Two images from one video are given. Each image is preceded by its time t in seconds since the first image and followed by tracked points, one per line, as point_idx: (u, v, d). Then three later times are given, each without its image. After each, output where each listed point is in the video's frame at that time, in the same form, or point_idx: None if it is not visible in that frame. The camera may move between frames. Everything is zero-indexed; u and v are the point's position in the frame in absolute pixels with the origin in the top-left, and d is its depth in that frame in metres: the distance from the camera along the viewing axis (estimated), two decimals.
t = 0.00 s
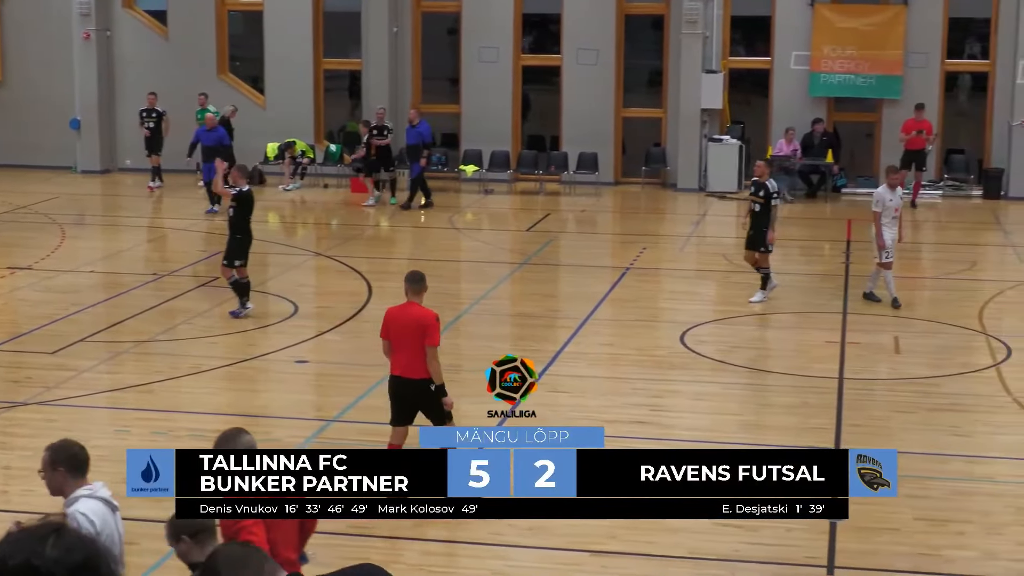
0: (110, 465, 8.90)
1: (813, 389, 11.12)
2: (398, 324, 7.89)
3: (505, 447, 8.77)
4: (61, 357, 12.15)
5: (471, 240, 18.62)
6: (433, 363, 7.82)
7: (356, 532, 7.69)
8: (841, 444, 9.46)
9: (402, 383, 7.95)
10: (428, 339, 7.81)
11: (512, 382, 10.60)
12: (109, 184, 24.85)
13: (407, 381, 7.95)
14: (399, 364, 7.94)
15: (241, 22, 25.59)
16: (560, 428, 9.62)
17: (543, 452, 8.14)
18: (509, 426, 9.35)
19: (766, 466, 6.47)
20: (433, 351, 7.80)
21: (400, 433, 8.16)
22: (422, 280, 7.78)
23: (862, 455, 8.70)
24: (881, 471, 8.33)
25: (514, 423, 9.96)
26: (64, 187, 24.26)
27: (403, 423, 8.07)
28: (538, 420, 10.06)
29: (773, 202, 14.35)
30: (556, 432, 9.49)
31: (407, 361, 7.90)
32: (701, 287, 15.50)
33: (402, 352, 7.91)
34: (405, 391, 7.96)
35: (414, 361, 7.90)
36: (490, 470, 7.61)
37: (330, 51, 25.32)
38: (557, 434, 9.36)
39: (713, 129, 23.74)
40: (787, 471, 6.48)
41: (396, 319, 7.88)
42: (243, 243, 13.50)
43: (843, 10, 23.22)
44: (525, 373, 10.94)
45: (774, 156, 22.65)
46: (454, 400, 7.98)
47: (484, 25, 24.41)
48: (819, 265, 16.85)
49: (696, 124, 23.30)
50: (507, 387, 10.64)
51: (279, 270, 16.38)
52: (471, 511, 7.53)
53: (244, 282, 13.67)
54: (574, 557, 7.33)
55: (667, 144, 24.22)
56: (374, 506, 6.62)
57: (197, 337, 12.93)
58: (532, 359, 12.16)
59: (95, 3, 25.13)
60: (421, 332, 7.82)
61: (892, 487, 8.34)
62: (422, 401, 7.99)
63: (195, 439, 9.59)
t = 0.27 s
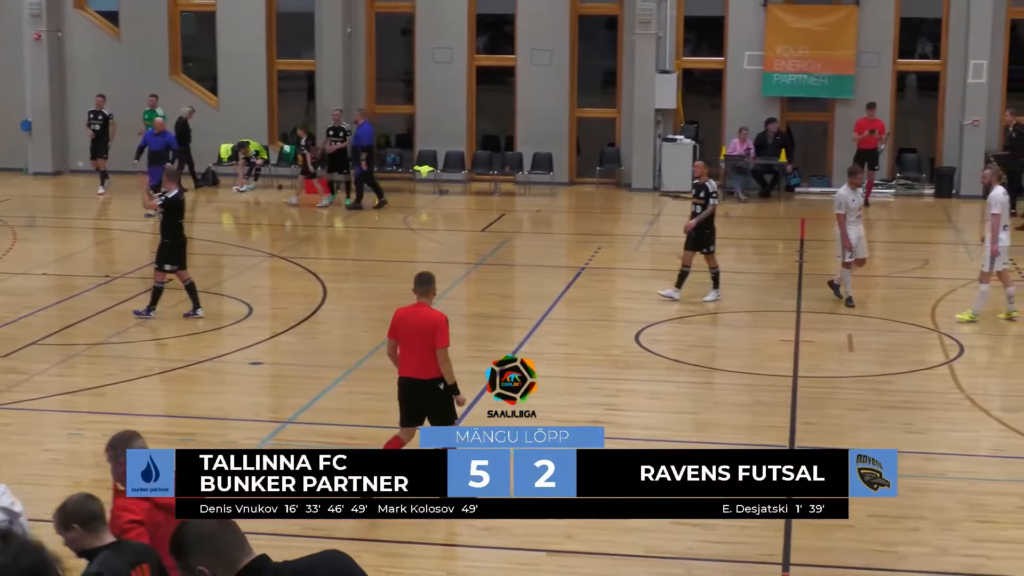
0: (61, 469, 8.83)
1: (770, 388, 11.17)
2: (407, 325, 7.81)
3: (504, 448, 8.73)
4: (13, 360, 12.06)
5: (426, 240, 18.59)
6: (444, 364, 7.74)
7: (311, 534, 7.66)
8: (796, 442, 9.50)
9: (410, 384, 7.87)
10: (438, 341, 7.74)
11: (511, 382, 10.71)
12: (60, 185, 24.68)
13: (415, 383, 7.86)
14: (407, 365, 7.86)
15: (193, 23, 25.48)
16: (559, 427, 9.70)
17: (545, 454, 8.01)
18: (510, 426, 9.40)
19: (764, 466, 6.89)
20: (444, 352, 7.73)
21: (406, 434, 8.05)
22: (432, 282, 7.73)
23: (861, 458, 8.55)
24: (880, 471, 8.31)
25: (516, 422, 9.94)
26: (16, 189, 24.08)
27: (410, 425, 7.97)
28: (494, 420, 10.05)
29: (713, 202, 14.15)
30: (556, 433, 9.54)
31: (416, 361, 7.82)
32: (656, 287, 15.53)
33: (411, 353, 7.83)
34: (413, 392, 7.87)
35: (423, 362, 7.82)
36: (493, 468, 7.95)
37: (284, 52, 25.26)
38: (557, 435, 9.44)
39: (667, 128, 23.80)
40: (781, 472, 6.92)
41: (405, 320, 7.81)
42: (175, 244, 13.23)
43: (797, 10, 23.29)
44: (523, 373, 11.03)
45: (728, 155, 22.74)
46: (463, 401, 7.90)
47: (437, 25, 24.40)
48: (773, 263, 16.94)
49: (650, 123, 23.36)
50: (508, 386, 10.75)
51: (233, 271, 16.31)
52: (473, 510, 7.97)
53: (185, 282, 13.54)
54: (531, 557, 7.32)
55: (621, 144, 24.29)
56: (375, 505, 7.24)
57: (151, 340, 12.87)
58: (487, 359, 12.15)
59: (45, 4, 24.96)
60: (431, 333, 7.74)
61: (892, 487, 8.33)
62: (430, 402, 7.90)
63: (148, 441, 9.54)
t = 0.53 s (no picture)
0: (34, 470, 8.78)
1: (745, 386, 11.20)
2: (427, 321, 7.73)
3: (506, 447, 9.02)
4: None
5: (399, 240, 18.55)
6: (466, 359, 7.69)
7: (285, 534, 7.64)
8: (771, 440, 9.52)
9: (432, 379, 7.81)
10: (459, 336, 7.67)
11: (512, 382, 10.66)
12: (30, 185, 24.53)
13: (434, 377, 7.80)
14: (427, 360, 7.78)
15: (165, 22, 25.40)
16: (558, 427, 9.79)
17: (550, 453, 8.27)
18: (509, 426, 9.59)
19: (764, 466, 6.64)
20: (466, 348, 7.66)
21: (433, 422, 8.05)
22: (450, 276, 7.61)
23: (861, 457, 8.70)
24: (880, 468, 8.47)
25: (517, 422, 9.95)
26: None
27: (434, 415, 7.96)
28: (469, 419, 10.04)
29: (668, 201, 14.06)
30: (556, 432, 9.65)
31: (436, 357, 7.75)
32: (630, 285, 15.54)
33: (432, 347, 7.75)
34: (435, 386, 7.82)
35: (443, 357, 7.76)
36: (492, 469, 8.09)
37: (256, 51, 25.20)
38: (558, 434, 9.62)
39: (640, 127, 23.80)
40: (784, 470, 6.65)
41: (424, 316, 7.72)
42: (123, 243, 13.26)
43: (770, 10, 23.34)
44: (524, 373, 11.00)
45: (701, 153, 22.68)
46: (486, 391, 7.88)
47: (410, 24, 24.36)
48: (747, 262, 16.97)
49: (624, 122, 23.35)
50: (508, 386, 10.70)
51: (206, 271, 16.24)
52: (473, 510, 8.01)
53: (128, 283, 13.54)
54: (506, 556, 7.32)
55: (594, 143, 24.30)
56: (373, 504, 7.66)
57: (124, 340, 12.80)
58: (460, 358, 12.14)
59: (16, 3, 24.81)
60: (451, 328, 7.66)
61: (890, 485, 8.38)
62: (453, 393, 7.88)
63: (122, 441, 9.49)
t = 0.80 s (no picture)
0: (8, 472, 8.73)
1: (721, 386, 11.21)
2: (445, 321, 7.90)
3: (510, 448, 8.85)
4: None
5: (375, 240, 18.54)
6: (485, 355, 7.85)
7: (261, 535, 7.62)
8: (748, 439, 9.53)
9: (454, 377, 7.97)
10: (475, 333, 7.84)
11: (513, 382, 10.53)
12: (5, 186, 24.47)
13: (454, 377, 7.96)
14: (449, 359, 7.96)
15: (141, 22, 25.35)
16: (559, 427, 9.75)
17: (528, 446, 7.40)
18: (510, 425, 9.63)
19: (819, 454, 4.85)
20: (483, 344, 7.83)
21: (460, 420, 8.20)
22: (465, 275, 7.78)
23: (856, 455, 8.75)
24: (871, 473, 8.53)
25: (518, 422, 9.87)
26: None
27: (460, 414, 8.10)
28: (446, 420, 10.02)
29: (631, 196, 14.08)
30: (557, 433, 9.62)
31: (456, 355, 7.93)
32: (606, 285, 15.55)
33: (452, 347, 7.93)
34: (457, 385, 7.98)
35: (462, 354, 7.93)
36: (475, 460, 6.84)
37: (232, 51, 25.15)
38: (558, 435, 9.57)
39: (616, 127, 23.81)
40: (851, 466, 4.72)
41: (442, 317, 7.89)
42: (80, 242, 13.26)
43: (745, 10, 23.39)
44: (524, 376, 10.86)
45: (678, 154, 22.70)
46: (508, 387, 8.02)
47: (385, 25, 24.35)
48: (724, 262, 17.01)
49: (600, 122, 23.36)
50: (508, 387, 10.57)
51: (182, 272, 16.22)
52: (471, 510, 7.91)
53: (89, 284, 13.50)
54: (482, 557, 7.32)
55: (571, 143, 24.32)
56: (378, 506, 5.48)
57: (99, 341, 12.75)
58: (437, 359, 12.13)
59: None
60: (468, 326, 7.84)
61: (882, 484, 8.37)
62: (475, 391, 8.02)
63: (99, 444, 9.46)
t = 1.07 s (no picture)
0: None
1: (694, 385, 11.23)
2: (456, 312, 8.41)
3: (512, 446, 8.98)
4: None
5: (347, 241, 18.52)
6: (490, 346, 8.33)
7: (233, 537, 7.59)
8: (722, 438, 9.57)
9: (458, 366, 8.43)
10: (484, 325, 8.34)
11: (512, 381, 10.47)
12: None
13: (462, 367, 8.43)
14: (457, 348, 8.45)
15: (110, 23, 25.29)
16: (560, 427, 9.66)
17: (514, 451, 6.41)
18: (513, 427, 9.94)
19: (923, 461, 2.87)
20: (489, 334, 8.32)
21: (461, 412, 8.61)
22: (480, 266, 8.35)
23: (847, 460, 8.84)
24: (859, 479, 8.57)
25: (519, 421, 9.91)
26: None
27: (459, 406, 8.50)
28: (419, 421, 10.02)
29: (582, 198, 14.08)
30: (557, 433, 9.53)
31: (465, 345, 8.42)
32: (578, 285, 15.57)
33: (461, 336, 8.44)
34: (461, 374, 8.44)
35: (470, 345, 8.42)
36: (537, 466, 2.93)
37: (202, 52, 25.11)
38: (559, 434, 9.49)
39: (588, 128, 23.81)
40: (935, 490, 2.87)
41: (454, 307, 8.42)
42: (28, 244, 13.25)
43: (716, 10, 23.43)
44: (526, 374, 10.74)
45: (650, 153, 22.70)
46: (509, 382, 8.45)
47: (356, 26, 24.32)
48: (696, 262, 17.05)
49: (572, 124, 23.35)
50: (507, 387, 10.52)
51: (153, 273, 16.18)
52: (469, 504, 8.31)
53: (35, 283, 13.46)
54: (457, 557, 7.33)
55: (542, 143, 24.32)
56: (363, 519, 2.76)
57: (70, 344, 12.68)
58: (410, 359, 12.13)
59: None
60: (477, 317, 8.34)
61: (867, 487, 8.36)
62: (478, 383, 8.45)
63: (70, 446, 9.40)
